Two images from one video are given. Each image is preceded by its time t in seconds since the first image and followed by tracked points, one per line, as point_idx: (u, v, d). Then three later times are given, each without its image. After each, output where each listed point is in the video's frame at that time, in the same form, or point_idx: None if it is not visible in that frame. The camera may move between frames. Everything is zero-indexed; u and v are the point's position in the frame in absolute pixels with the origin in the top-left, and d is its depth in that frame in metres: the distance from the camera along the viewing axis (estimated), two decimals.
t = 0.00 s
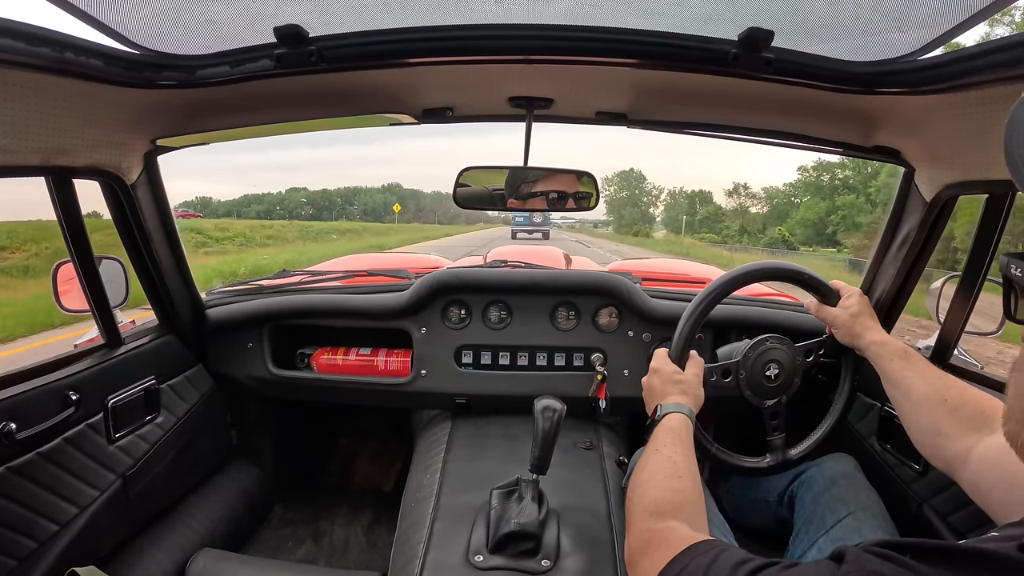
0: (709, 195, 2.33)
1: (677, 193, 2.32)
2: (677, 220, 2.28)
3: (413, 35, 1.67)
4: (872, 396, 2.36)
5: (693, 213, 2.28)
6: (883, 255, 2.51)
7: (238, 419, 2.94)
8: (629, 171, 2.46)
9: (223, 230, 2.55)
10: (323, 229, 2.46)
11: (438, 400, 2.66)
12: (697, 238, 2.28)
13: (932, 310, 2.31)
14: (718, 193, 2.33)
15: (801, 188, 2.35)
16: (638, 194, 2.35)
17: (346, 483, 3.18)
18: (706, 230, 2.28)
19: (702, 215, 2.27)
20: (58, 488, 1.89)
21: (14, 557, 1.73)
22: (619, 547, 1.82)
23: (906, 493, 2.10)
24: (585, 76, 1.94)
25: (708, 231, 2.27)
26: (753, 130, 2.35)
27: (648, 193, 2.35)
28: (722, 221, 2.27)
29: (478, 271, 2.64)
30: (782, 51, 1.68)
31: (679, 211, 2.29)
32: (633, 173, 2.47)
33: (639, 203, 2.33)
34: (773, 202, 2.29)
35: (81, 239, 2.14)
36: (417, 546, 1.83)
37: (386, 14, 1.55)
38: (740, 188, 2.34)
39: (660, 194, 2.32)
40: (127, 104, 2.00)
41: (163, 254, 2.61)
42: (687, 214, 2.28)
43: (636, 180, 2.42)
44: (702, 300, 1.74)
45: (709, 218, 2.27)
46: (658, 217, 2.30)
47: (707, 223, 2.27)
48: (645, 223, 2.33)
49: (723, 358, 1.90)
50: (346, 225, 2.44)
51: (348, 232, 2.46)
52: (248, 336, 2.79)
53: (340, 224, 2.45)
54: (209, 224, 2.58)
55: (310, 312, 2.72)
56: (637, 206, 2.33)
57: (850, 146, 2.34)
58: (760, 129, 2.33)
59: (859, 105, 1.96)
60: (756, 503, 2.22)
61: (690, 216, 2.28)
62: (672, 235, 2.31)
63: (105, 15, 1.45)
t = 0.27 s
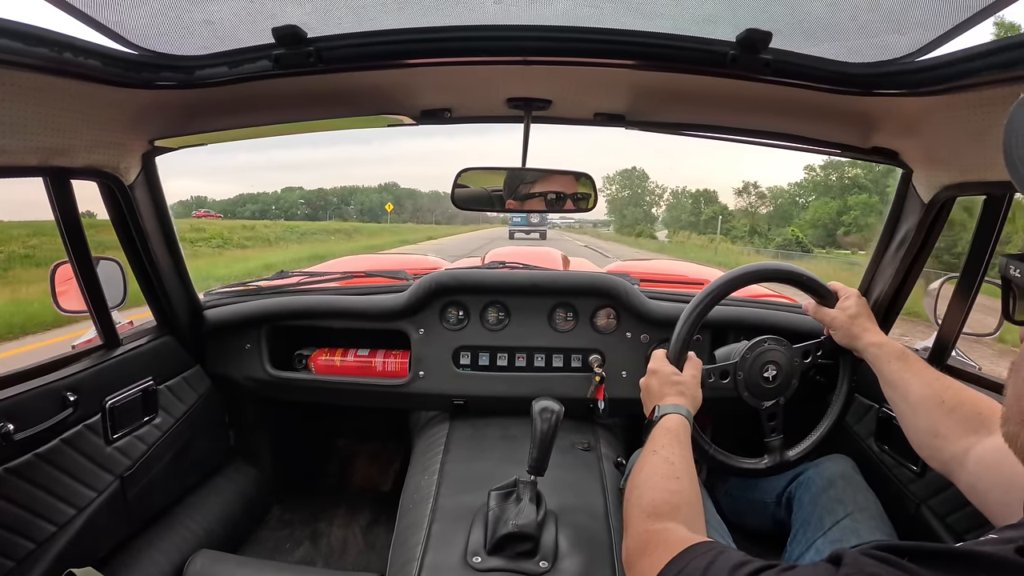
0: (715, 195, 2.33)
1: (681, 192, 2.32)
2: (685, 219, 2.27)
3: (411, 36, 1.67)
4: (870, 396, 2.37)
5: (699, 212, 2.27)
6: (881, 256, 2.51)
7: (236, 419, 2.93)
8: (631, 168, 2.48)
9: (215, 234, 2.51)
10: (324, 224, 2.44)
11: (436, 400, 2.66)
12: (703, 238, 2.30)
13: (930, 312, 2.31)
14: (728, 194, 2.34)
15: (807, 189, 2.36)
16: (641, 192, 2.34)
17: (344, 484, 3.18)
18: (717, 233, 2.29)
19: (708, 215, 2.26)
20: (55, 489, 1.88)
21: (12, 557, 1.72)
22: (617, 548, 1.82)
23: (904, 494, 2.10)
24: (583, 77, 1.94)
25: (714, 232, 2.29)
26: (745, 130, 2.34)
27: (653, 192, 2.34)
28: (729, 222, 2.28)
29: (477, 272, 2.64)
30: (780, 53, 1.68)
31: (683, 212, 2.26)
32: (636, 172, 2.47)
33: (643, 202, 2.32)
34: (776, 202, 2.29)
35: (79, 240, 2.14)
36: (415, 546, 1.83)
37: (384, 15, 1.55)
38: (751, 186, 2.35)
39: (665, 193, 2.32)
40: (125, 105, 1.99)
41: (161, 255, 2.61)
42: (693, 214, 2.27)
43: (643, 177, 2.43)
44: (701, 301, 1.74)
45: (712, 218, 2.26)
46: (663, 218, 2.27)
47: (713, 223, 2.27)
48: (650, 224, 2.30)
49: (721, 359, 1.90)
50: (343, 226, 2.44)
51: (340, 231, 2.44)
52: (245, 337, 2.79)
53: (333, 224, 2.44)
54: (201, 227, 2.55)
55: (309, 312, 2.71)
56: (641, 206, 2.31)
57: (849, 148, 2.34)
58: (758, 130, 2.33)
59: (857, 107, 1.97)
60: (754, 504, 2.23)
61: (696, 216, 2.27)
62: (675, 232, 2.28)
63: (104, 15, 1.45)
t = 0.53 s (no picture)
0: (722, 195, 2.35)
1: (684, 192, 2.34)
2: (691, 215, 2.31)
3: (410, 36, 1.67)
4: (869, 397, 2.37)
5: (705, 212, 2.30)
6: (879, 257, 2.52)
7: (234, 420, 2.93)
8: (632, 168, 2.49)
9: (219, 228, 2.55)
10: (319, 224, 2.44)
11: (434, 401, 2.66)
12: (710, 240, 2.32)
13: (928, 312, 2.32)
14: (738, 197, 2.35)
15: (813, 189, 2.36)
16: (642, 189, 2.37)
17: (342, 484, 3.17)
18: (727, 232, 2.30)
19: (713, 215, 2.29)
20: (53, 489, 1.88)
21: (10, 558, 1.72)
22: (615, 548, 1.82)
23: (902, 494, 2.11)
24: (582, 77, 1.93)
25: (721, 232, 2.30)
26: (742, 130, 2.34)
27: (658, 190, 2.37)
28: (734, 221, 2.28)
29: (475, 272, 2.64)
30: (779, 53, 1.68)
31: (684, 212, 2.31)
32: (639, 170, 2.48)
33: (646, 200, 2.34)
34: (773, 204, 2.30)
35: (77, 240, 2.14)
36: (413, 547, 1.83)
37: (382, 15, 1.55)
38: (761, 184, 2.38)
39: (668, 192, 2.35)
40: (123, 105, 1.99)
41: (159, 255, 2.61)
42: (696, 212, 2.31)
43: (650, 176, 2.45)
44: (699, 301, 1.74)
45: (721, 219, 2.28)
46: (670, 216, 2.31)
47: (720, 224, 2.29)
48: (656, 223, 2.33)
49: (720, 359, 1.90)
50: (338, 226, 2.42)
51: (334, 233, 2.42)
52: (243, 338, 2.79)
53: (325, 225, 2.43)
54: (203, 230, 2.59)
55: (307, 313, 2.71)
56: (644, 204, 2.33)
57: (847, 149, 2.34)
58: (756, 131, 2.33)
59: (855, 107, 1.97)
60: (752, 504, 2.23)
61: (704, 215, 2.30)
62: (683, 239, 2.34)
63: (102, 15, 1.45)
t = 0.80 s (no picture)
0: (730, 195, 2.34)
1: (688, 192, 2.34)
2: (698, 214, 2.28)
3: (409, 36, 1.67)
4: (867, 396, 2.38)
5: (711, 212, 2.28)
6: (877, 257, 2.52)
7: (233, 420, 2.93)
8: (637, 167, 2.48)
9: (216, 227, 2.55)
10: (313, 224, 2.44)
11: (432, 400, 2.66)
12: (718, 241, 2.29)
13: (926, 312, 2.32)
14: (750, 197, 2.33)
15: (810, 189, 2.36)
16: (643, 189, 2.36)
17: (340, 484, 3.17)
18: (736, 233, 2.28)
19: (720, 215, 2.27)
20: (51, 489, 1.88)
21: (8, 558, 1.72)
22: (613, 547, 1.82)
23: (900, 494, 2.11)
24: (580, 77, 1.93)
25: (728, 232, 2.28)
26: (740, 130, 2.34)
27: (662, 190, 2.35)
28: (742, 221, 2.28)
29: (473, 272, 2.64)
30: (777, 53, 1.68)
31: (688, 212, 2.27)
32: (643, 169, 2.48)
33: (649, 198, 2.32)
34: (771, 198, 2.32)
35: (76, 240, 2.14)
36: (412, 546, 1.83)
37: (381, 14, 1.55)
38: (774, 183, 2.36)
39: (671, 193, 2.33)
40: (121, 104, 1.99)
41: (157, 255, 2.61)
42: (701, 213, 2.28)
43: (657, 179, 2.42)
44: (697, 300, 1.74)
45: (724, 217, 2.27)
46: (672, 217, 2.27)
47: (728, 226, 2.27)
48: (661, 223, 2.29)
49: (718, 359, 1.90)
50: (338, 227, 2.41)
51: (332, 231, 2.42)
52: (241, 337, 2.78)
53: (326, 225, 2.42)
54: (199, 225, 2.60)
55: (305, 312, 2.71)
56: (649, 202, 2.31)
57: (846, 149, 2.34)
58: (755, 131, 2.33)
59: (853, 107, 1.97)
60: (750, 504, 2.23)
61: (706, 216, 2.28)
62: (693, 241, 2.33)
63: (100, 14, 1.44)
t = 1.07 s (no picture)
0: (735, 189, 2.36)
1: (695, 189, 2.37)
2: (706, 213, 2.29)
3: (408, 36, 1.67)
4: (865, 396, 2.37)
5: (718, 211, 2.29)
6: (876, 256, 2.52)
7: (231, 420, 2.93)
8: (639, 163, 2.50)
9: (214, 227, 2.54)
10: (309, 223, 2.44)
11: (431, 401, 2.66)
12: (728, 241, 2.29)
13: (925, 312, 2.30)
14: (760, 197, 2.32)
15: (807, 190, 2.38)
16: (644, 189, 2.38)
17: (339, 485, 3.17)
18: (747, 234, 2.27)
19: (727, 215, 2.27)
20: (49, 489, 1.88)
21: (7, 558, 1.72)
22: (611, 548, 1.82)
23: (898, 494, 2.11)
24: (578, 77, 1.93)
25: (737, 233, 2.28)
26: (738, 131, 2.34)
27: (667, 189, 2.37)
28: (751, 220, 2.27)
29: (471, 272, 2.63)
30: (776, 54, 1.69)
31: (688, 211, 2.30)
32: (647, 166, 2.49)
33: (655, 195, 2.35)
34: (784, 196, 2.34)
35: (74, 240, 2.14)
36: (410, 547, 1.83)
37: (378, 15, 1.55)
38: (786, 183, 2.39)
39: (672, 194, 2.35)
40: (120, 104, 1.99)
41: (155, 255, 2.60)
42: (697, 212, 2.30)
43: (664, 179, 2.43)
44: (695, 300, 1.74)
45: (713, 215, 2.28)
46: (677, 218, 2.31)
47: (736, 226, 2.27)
48: (665, 223, 2.33)
49: (716, 360, 1.90)
50: (334, 227, 2.43)
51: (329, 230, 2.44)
52: (240, 338, 2.78)
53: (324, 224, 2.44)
54: (194, 225, 2.59)
55: (303, 313, 2.71)
56: (655, 199, 2.34)
57: (844, 149, 2.34)
58: (753, 132, 2.33)
59: (851, 108, 1.97)
60: (748, 504, 2.23)
61: (700, 216, 2.29)
62: (703, 243, 2.34)
63: (99, 14, 1.44)
